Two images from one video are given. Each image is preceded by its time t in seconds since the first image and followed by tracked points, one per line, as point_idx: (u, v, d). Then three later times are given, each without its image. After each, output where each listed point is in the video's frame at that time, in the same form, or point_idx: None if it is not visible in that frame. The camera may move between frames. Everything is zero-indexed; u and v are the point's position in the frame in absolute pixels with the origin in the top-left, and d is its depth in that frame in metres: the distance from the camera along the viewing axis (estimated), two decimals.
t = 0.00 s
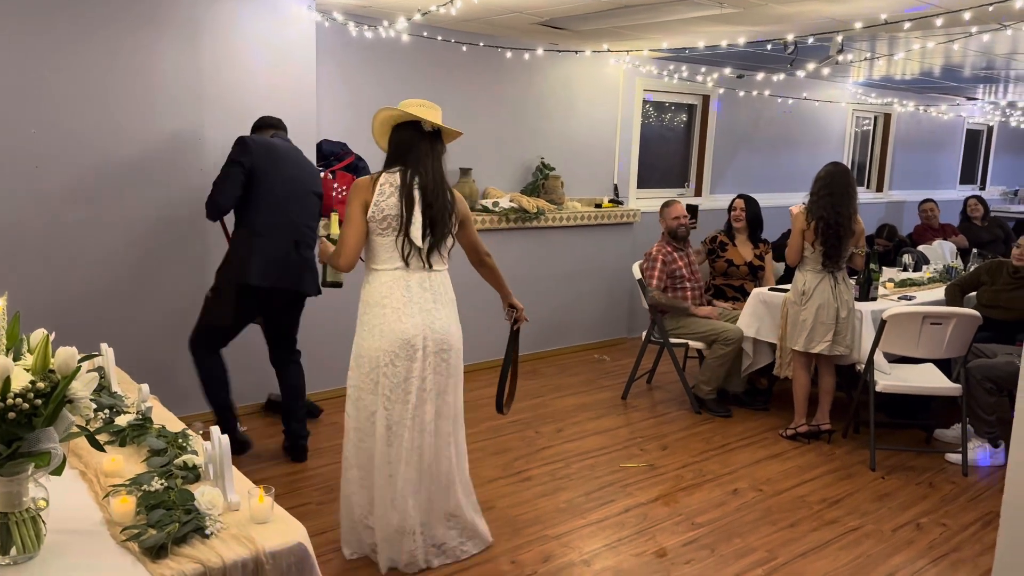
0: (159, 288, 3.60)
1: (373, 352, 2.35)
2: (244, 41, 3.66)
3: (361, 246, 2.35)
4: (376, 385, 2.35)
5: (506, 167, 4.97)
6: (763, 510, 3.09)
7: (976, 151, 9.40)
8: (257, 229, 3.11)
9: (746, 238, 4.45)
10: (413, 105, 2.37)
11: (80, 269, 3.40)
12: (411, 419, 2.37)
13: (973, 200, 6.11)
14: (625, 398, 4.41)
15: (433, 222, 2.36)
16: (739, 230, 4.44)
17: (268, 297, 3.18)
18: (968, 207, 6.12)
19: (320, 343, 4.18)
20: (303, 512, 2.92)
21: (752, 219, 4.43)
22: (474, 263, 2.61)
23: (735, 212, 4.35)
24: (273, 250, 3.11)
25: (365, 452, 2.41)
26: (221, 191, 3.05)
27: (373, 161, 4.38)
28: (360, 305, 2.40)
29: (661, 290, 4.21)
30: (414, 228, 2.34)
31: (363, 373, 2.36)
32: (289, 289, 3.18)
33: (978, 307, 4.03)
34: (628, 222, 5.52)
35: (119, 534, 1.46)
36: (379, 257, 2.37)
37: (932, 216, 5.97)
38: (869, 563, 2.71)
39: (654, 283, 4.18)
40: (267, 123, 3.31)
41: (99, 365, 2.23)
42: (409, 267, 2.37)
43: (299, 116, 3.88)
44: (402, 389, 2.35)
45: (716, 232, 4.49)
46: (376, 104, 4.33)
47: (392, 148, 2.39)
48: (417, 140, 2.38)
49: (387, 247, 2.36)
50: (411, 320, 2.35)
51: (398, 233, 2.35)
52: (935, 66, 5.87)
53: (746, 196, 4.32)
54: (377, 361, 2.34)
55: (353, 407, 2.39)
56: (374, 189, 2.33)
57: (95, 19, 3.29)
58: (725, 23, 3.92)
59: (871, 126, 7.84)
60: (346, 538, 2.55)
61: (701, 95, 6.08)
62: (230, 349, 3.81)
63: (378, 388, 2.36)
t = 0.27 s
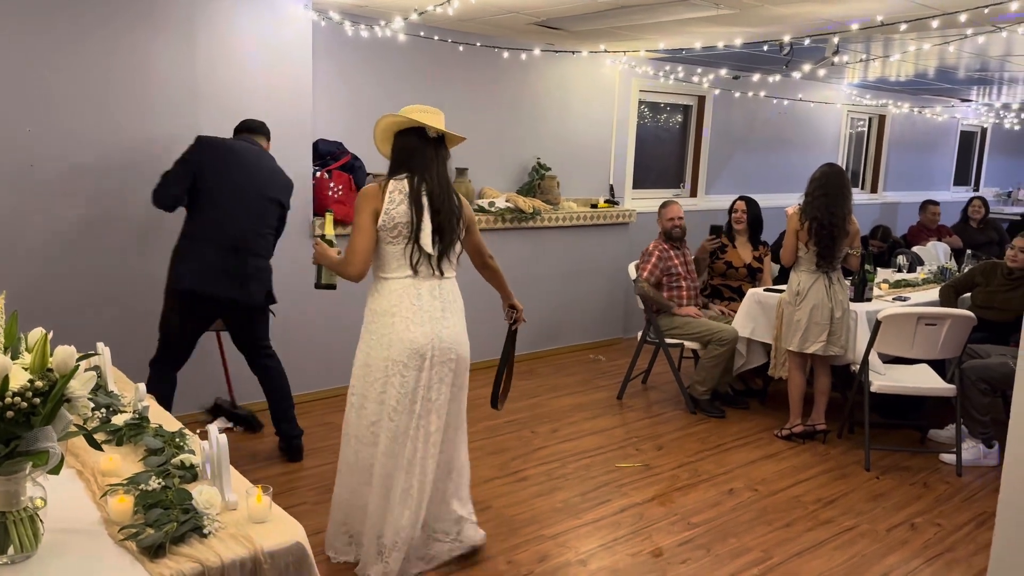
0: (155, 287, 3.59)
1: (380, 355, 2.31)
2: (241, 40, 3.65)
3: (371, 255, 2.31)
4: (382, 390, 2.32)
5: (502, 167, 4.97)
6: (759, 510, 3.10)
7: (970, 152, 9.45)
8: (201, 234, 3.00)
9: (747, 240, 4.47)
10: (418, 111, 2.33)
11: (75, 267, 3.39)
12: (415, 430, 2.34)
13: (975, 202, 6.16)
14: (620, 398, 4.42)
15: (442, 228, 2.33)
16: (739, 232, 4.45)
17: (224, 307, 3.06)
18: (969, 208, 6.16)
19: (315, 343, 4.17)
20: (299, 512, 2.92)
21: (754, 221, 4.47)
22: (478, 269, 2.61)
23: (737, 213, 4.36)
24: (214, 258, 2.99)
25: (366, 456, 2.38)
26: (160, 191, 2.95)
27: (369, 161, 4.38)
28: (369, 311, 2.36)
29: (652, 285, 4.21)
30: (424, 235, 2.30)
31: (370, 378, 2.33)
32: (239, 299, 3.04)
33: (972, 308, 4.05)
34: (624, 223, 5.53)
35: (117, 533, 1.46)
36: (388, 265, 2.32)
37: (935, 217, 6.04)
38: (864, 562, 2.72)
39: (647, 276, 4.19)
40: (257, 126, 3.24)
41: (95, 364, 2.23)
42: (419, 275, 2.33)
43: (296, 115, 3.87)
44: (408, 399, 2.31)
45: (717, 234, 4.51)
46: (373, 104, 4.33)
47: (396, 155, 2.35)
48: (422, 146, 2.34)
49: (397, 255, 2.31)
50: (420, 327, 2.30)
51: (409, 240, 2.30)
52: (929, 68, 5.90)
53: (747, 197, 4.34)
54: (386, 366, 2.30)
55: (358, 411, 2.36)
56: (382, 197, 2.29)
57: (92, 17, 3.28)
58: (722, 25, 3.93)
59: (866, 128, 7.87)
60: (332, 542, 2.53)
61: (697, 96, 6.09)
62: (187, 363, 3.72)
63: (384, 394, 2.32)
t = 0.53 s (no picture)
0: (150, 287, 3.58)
1: (419, 361, 2.27)
2: (235, 39, 3.64)
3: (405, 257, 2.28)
4: (418, 396, 2.29)
5: (497, 167, 4.97)
6: (754, 511, 3.10)
7: (964, 154, 9.48)
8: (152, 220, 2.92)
9: (748, 243, 4.47)
10: (440, 109, 2.33)
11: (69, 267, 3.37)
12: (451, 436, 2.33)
13: (974, 205, 6.18)
14: (615, 399, 4.42)
15: (472, 226, 2.34)
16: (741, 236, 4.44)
17: (197, 300, 2.96)
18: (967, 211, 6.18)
19: (310, 343, 4.16)
20: (294, 513, 2.91)
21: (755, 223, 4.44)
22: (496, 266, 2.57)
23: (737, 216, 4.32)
24: (173, 245, 2.88)
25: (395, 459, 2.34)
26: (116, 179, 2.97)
27: (364, 161, 4.37)
28: (398, 311, 2.34)
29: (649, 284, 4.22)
30: (455, 232, 2.30)
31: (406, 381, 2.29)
32: (209, 294, 2.91)
33: (967, 310, 4.06)
34: (619, 224, 5.53)
35: (110, 534, 1.45)
36: (421, 266, 2.30)
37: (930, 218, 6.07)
38: (859, 564, 2.72)
39: (642, 275, 4.19)
40: (251, 107, 3.11)
41: (88, 364, 2.21)
42: (451, 274, 2.33)
43: (291, 115, 3.86)
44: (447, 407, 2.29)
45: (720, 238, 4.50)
46: (368, 104, 4.32)
47: (419, 154, 2.33)
48: (446, 144, 2.34)
49: (429, 255, 2.30)
50: (456, 328, 2.29)
51: (440, 240, 2.30)
52: (924, 70, 5.91)
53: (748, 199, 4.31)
54: (425, 371, 2.28)
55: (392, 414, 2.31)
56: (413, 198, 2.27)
57: (87, 16, 3.27)
58: (718, 26, 3.93)
59: (861, 129, 7.89)
60: (334, 542, 2.48)
61: (692, 97, 6.10)
62: (179, 363, 3.70)
63: (421, 398, 2.29)
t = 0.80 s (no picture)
0: (143, 287, 3.56)
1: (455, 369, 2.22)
2: (229, 38, 3.62)
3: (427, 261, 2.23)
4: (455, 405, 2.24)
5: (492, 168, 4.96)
6: (748, 512, 3.10)
7: (957, 157, 9.52)
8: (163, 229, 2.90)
9: (748, 248, 4.45)
10: (458, 109, 2.27)
11: (61, 266, 3.35)
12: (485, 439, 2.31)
13: (970, 208, 6.14)
14: (609, 400, 4.41)
15: (494, 229, 2.30)
16: (743, 241, 4.42)
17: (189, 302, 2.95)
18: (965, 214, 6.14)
19: (305, 344, 4.15)
20: (287, 514, 2.90)
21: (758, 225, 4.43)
22: (513, 273, 2.50)
23: (742, 220, 4.31)
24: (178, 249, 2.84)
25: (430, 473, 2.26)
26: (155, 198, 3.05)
27: (359, 160, 4.35)
28: (420, 317, 2.27)
29: (643, 286, 4.23)
30: (477, 235, 2.26)
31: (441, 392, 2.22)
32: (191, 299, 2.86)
33: (960, 311, 4.07)
34: (613, 225, 5.53)
35: (102, 535, 1.44)
36: (444, 269, 2.25)
37: (923, 220, 6.10)
38: (852, 565, 2.73)
39: (636, 278, 4.20)
40: (253, 100, 2.98)
41: (80, 364, 2.20)
42: (474, 277, 2.28)
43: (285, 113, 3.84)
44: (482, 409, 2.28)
45: (723, 240, 4.50)
46: (363, 104, 4.31)
47: (437, 157, 2.27)
48: (465, 145, 2.28)
49: (453, 258, 2.25)
50: (485, 330, 2.27)
51: (463, 243, 2.25)
52: (917, 72, 5.93)
53: (751, 202, 4.28)
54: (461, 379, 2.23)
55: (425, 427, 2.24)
56: (436, 200, 2.21)
57: (81, 14, 3.25)
58: (713, 27, 3.94)
59: (855, 131, 7.91)
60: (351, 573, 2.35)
61: (687, 98, 6.10)
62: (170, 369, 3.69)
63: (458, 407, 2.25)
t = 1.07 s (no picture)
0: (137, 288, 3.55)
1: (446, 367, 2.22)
2: (225, 38, 3.61)
3: (421, 262, 2.23)
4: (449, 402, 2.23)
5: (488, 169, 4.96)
6: (743, 513, 3.10)
7: (952, 159, 9.54)
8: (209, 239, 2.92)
9: (749, 253, 4.46)
10: (464, 112, 2.25)
11: (56, 266, 3.34)
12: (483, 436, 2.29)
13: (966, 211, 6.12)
14: (605, 402, 4.42)
15: (492, 232, 2.27)
16: (744, 246, 4.42)
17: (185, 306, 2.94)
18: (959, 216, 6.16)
19: (301, 345, 4.15)
20: (282, 515, 2.89)
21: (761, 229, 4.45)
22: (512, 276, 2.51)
23: (746, 226, 4.32)
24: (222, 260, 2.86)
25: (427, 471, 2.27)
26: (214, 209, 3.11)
27: (355, 161, 4.35)
28: (416, 318, 2.27)
29: (638, 289, 4.23)
30: (474, 237, 2.24)
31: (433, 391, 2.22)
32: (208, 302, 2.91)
33: (955, 314, 4.09)
34: (609, 226, 5.54)
35: (96, 537, 1.43)
36: (439, 271, 2.24)
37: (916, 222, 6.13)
38: (848, 566, 2.73)
39: (631, 281, 4.21)
40: (292, 109, 2.87)
41: (75, 365, 2.19)
42: (469, 279, 2.27)
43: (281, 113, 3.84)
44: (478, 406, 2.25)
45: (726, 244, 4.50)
46: (359, 105, 4.31)
47: (440, 157, 2.26)
48: (467, 147, 2.25)
49: (447, 260, 2.24)
50: (477, 330, 2.25)
51: (459, 245, 2.23)
52: (913, 75, 5.95)
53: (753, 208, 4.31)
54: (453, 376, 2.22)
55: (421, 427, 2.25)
56: (432, 201, 2.20)
57: (77, 13, 3.24)
58: (710, 29, 3.94)
59: (850, 134, 7.93)
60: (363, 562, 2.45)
61: (683, 100, 6.11)
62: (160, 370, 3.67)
63: (451, 404, 2.24)
